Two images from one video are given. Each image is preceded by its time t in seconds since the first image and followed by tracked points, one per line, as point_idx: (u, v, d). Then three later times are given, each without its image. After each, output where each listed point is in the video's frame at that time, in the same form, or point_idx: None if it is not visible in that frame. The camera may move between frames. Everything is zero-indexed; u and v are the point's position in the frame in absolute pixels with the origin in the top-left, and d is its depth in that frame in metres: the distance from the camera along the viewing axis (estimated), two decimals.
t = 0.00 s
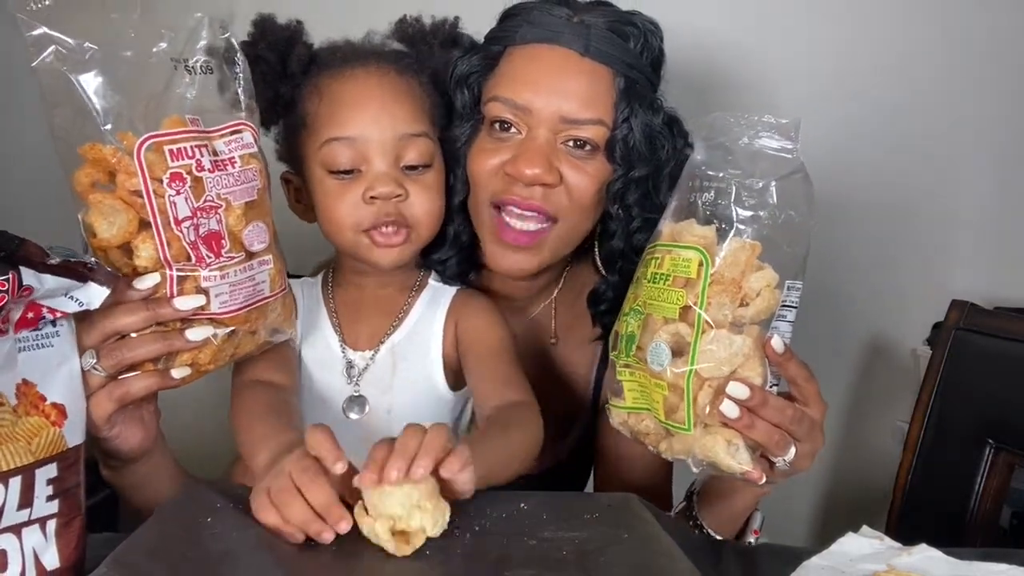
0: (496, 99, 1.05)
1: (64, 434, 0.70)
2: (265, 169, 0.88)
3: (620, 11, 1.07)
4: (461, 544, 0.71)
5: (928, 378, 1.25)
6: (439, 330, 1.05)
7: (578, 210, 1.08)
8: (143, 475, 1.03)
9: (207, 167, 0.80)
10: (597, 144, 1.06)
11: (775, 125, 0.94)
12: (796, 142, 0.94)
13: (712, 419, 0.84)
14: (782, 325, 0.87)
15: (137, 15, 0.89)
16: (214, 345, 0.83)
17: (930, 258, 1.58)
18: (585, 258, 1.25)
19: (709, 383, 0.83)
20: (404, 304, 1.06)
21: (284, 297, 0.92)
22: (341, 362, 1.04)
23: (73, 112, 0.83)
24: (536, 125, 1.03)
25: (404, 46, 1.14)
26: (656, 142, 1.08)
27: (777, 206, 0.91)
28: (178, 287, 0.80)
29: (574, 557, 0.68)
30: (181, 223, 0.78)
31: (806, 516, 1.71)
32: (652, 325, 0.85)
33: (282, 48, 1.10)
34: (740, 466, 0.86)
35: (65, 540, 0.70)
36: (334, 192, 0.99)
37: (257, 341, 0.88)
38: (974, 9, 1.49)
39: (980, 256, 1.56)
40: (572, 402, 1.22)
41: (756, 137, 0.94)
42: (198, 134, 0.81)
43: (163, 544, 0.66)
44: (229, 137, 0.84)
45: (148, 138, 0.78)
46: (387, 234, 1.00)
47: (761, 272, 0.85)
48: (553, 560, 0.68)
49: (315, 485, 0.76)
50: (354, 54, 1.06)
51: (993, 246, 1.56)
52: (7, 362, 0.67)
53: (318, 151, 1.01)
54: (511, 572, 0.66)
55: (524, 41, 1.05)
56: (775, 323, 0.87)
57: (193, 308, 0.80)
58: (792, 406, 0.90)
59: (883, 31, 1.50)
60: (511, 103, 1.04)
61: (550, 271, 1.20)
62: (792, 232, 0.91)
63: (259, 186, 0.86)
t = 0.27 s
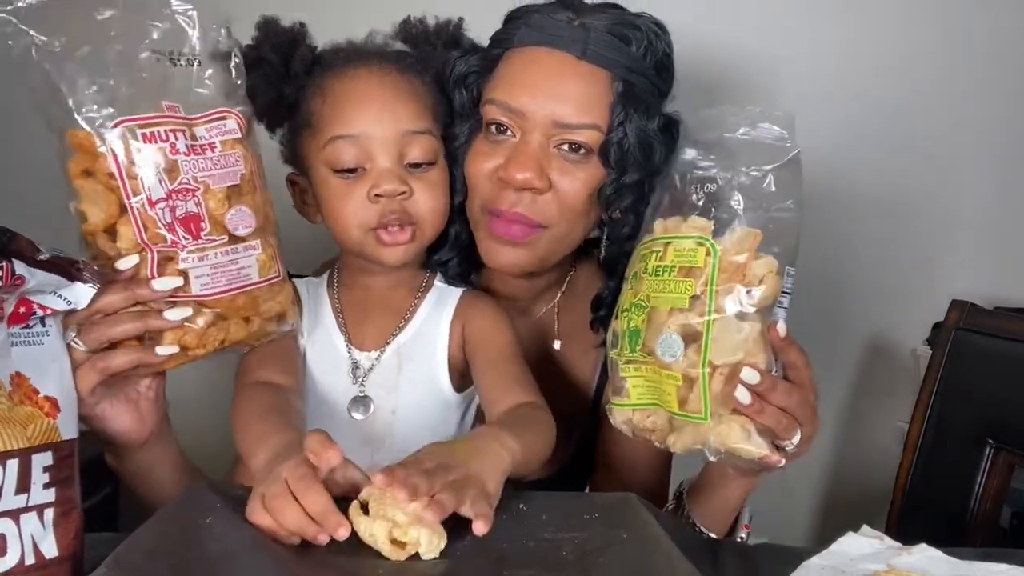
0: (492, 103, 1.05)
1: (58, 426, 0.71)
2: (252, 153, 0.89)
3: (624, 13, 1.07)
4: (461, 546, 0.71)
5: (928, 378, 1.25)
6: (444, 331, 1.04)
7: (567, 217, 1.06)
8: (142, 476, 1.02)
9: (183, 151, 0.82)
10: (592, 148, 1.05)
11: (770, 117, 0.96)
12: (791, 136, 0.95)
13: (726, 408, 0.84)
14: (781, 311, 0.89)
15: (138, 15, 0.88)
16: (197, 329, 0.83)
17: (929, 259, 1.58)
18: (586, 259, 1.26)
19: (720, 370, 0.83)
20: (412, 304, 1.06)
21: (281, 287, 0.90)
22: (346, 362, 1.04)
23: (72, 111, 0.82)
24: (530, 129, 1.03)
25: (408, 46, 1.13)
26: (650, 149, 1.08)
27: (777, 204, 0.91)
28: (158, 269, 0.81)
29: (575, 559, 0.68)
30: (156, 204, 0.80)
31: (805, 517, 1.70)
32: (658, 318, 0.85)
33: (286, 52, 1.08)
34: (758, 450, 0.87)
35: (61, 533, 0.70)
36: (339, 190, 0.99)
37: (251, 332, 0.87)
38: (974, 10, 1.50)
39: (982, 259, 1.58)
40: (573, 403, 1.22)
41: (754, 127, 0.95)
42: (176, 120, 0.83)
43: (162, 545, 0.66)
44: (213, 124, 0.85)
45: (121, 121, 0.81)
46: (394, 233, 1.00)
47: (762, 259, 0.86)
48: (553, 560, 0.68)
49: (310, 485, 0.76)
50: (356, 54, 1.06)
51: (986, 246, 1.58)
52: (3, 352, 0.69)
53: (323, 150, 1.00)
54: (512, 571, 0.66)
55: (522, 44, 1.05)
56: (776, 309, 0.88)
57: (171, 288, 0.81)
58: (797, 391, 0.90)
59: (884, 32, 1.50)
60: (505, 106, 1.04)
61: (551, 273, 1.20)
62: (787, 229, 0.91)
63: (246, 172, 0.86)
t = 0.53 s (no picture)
0: (488, 104, 1.05)
1: (58, 433, 0.71)
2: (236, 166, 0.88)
3: (618, 11, 1.07)
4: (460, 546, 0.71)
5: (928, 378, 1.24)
6: (445, 330, 1.04)
7: (571, 216, 1.07)
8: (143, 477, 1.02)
9: (167, 167, 0.81)
10: (592, 147, 1.05)
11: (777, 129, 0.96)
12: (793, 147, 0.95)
13: (734, 414, 0.85)
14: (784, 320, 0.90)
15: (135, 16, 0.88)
16: (192, 347, 0.83)
17: (928, 257, 1.58)
18: (586, 262, 1.26)
19: (730, 377, 0.84)
20: (412, 305, 1.06)
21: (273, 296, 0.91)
22: (346, 363, 1.04)
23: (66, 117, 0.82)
24: (528, 129, 1.03)
25: (402, 46, 1.13)
26: (650, 146, 1.08)
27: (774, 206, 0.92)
28: (148, 291, 0.81)
29: (575, 560, 0.68)
30: (143, 224, 0.80)
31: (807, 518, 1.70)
32: (666, 326, 0.85)
33: (280, 51, 1.09)
34: (767, 456, 0.86)
35: (60, 540, 0.70)
36: (332, 188, 0.99)
37: (245, 344, 0.87)
38: (972, 10, 1.50)
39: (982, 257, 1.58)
40: (573, 404, 1.22)
41: (759, 140, 0.96)
42: (158, 136, 0.82)
43: (163, 548, 0.66)
44: (193, 138, 0.85)
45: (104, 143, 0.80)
46: (390, 226, 1.00)
47: (766, 267, 0.86)
48: (553, 560, 0.68)
49: (303, 484, 0.76)
50: (352, 53, 1.06)
51: (986, 243, 1.58)
52: None
53: (316, 148, 1.01)
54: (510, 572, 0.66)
55: (519, 44, 1.05)
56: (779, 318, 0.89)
57: (163, 309, 0.80)
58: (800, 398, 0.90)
59: (882, 32, 1.50)
60: (501, 108, 1.04)
61: (551, 273, 1.20)
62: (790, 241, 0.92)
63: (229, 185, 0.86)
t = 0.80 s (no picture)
0: (487, 104, 1.05)
1: (65, 438, 0.70)
2: (235, 180, 0.87)
3: (614, 11, 1.07)
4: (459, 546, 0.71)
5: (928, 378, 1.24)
6: (440, 331, 1.04)
7: (570, 215, 1.07)
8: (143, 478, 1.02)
9: (171, 194, 0.80)
10: (590, 147, 1.05)
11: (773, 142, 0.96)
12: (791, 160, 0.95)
13: (728, 430, 0.85)
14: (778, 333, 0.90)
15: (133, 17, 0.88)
16: (197, 368, 0.84)
17: (927, 258, 1.58)
18: (583, 262, 1.26)
19: (724, 395, 0.84)
20: (406, 304, 1.06)
21: (271, 307, 0.92)
22: (340, 364, 1.04)
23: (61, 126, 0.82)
24: (528, 129, 1.03)
25: (399, 45, 1.14)
26: (650, 145, 1.08)
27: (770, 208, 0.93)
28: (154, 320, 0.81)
29: (574, 558, 0.68)
30: (149, 254, 0.79)
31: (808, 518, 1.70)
32: (660, 341, 0.85)
33: (275, 49, 1.08)
34: (761, 473, 0.87)
35: (64, 544, 0.71)
36: (325, 191, 0.99)
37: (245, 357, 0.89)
38: (971, 9, 1.50)
39: (981, 257, 1.58)
40: (572, 404, 1.22)
41: (755, 152, 0.96)
42: (159, 160, 0.80)
43: (163, 548, 0.66)
44: (195, 156, 0.82)
45: (104, 171, 0.78)
46: (386, 229, 1.00)
47: (762, 282, 0.87)
48: (553, 561, 0.68)
49: (300, 483, 0.76)
50: (349, 51, 1.06)
51: (986, 243, 1.57)
52: (6, 367, 0.67)
53: (310, 150, 1.01)
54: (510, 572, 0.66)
55: (516, 45, 1.06)
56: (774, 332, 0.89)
57: (170, 335, 0.81)
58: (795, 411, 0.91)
59: (882, 32, 1.50)
60: (501, 108, 1.04)
61: (551, 273, 1.20)
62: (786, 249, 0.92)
63: (232, 203, 0.85)
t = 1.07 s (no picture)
0: (486, 104, 1.05)
1: (67, 442, 0.70)
2: (217, 184, 0.85)
3: (611, 11, 1.07)
4: (459, 547, 0.71)
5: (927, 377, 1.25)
6: (439, 334, 1.05)
7: (568, 215, 1.07)
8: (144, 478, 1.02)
9: (156, 207, 0.79)
10: (590, 146, 1.05)
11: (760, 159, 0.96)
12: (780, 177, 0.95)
13: (711, 449, 0.86)
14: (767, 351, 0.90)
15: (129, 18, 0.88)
16: (196, 378, 0.85)
17: (926, 258, 1.58)
18: (582, 263, 1.25)
19: (707, 414, 0.84)
20: (405, 304, 1.07)
21: (265, 310, 0.92)
22: (339, 365, 1.04)
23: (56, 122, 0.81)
24: (528, 129, 1.03)
25: (397, 46, 1.14)
26: (649, 144, 1.08)
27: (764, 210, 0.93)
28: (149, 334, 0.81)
29: (574, 557, 0.68)
30: (138, 269, 0.78)
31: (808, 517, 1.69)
32: (645, 358, 0.86)
33: (274, 50, 1.09)
34: (741, 494, 0.87)
35: (66, 546, 0.71)
36: (324, 190, 0.99)
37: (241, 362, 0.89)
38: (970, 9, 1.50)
39: (980, 258, 1.58)
40: (572, 404, 1.22)
41: (744, 170, 0.95)
42: (140, 174, 0.78)
43: (163, 548, 0.66)
44: (176, 166, 0.81)
45: (86, 190, 0.76)
46: (386, 232, 1.00)
47: (749, 301, 0.87)
48: (553, 559, 0.68)
49: (300, 486, 0.76)
50: (348, 51, 1.06)
51: (984, 242, 1.58)
52: (10, 371, 0.67)
53: (309, 150, 1.01)
54: (511, 571, 0.66)
55: (515, 45, 1.06)
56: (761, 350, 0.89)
57: (165, 348, 0.81)
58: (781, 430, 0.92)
59: (882, 32, 1.50)
60: (501, 108, 1.04)
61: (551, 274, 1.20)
62: (773, 265, 0.92)
63: (217, 210, 0.84)
